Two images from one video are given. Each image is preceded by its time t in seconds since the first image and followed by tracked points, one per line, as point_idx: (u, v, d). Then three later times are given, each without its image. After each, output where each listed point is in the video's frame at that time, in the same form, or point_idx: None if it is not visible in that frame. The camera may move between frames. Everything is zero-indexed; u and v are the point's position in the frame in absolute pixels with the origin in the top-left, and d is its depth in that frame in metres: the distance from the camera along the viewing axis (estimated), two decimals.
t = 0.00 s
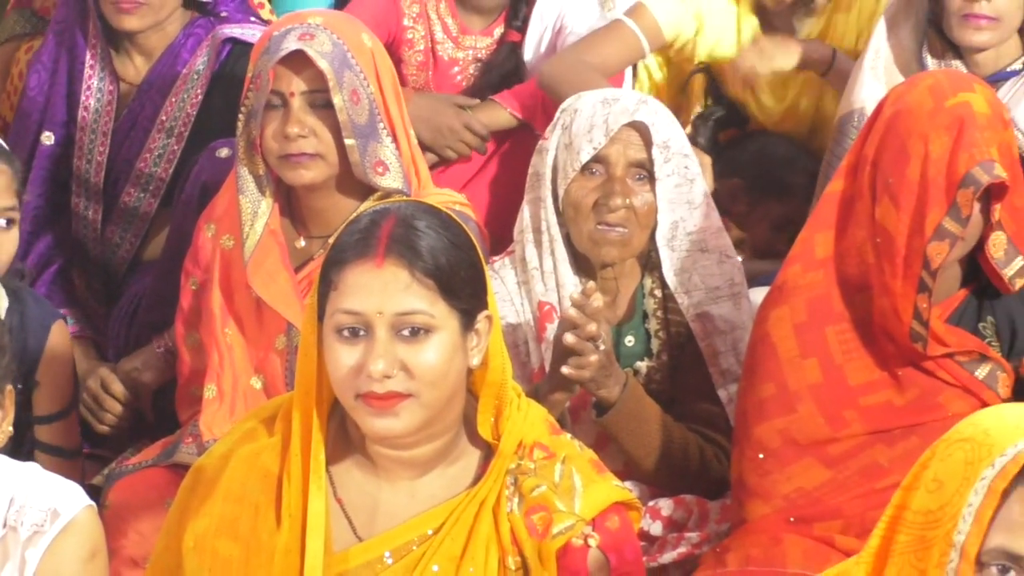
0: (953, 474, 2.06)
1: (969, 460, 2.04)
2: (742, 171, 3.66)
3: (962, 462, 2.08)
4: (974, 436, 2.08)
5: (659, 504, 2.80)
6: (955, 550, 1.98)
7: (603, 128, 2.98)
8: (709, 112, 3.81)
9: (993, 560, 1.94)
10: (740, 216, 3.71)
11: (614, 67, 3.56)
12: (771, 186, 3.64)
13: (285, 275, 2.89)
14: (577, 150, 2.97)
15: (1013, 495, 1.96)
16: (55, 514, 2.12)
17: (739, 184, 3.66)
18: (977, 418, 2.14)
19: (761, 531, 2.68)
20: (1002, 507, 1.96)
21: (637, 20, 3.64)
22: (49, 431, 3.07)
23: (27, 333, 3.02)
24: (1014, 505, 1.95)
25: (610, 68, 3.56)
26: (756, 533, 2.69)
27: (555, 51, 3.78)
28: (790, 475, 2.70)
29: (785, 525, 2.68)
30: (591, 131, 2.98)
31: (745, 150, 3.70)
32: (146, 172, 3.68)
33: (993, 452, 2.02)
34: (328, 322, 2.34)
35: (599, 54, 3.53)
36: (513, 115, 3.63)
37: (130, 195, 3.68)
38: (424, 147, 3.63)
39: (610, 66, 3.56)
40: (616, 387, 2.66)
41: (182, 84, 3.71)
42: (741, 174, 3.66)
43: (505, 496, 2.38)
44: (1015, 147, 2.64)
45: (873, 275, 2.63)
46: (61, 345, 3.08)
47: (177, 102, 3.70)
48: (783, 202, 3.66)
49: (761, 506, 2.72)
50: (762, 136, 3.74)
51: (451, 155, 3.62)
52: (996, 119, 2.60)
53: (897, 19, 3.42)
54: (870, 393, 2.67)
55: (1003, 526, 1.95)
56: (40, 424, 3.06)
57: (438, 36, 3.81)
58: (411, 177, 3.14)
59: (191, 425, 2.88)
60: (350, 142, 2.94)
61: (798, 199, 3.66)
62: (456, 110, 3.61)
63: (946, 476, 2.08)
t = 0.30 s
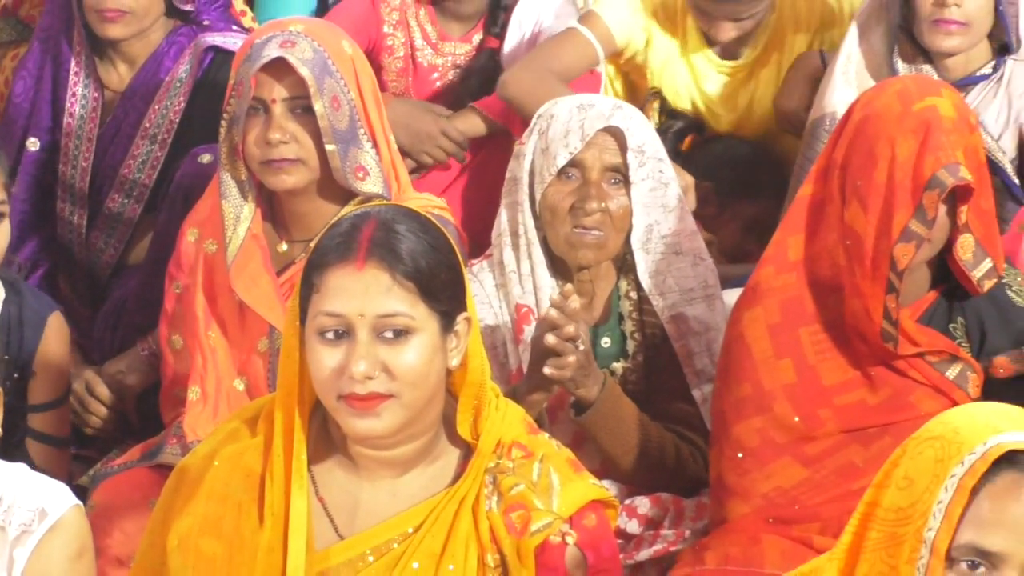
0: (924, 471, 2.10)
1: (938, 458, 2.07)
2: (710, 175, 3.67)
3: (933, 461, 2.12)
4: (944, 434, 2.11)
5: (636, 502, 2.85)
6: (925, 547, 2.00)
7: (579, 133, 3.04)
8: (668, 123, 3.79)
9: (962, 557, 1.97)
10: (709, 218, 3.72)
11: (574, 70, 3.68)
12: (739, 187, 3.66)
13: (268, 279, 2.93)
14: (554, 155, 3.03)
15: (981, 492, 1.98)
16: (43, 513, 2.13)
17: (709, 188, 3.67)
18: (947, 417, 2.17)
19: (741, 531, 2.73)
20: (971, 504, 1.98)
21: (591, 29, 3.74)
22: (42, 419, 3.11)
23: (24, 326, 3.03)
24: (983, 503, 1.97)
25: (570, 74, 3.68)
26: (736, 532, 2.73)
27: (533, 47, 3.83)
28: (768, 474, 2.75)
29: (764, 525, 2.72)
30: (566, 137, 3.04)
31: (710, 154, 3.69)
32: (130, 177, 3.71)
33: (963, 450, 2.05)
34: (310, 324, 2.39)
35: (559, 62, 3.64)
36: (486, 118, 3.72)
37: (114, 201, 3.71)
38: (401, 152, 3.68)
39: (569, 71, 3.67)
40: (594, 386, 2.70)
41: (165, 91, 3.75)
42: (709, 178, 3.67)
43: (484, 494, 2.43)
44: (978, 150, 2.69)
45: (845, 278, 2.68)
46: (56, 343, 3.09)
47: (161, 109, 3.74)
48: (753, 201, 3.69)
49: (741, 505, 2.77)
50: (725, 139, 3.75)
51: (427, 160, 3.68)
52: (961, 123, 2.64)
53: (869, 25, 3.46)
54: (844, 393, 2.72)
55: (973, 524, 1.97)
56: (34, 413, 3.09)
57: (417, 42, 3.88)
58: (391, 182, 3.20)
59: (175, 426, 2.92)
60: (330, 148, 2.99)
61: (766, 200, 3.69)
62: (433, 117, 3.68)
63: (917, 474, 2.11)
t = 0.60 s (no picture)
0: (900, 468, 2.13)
1: (912, 456, 2.11)
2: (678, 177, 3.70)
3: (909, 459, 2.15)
4: (918, 433, 2.14)
5: (614, 501, 2.89)
6: (900, 544, 2.04)
7: (555, 138, 3.08)
8: (637, 129, 3.84)
9: (936, 553, 2.02)
10: (679, 221, 3.74)
11: (541, 76, 3.75)
12: (707, 191, 3.71)
13: (252, 282, 2.97)
14: (530, 160, 3.07)
15: (954, 490, 2.03)
16: (30, 514, 2.13)
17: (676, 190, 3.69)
18: (920, 415, 2.21)
19: (721, 530, 2.73)
20: (945, 501, 2.03)
21: (556, 35, 3.83)
22: (30, 405, 3.13)
23: (13, 313, 3.09)
24: (956, 501, 2.02)
25: (537, 80, 3.75)
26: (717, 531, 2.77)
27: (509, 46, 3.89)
28: (749, 474, 2.79)
29: (744, 525, 2.72)
30: (543, 141, 3.08)
31: (680, 156, 3.74)
32: (117, 182, 3.76)
33: (936, 449, 2.08)
34: (295, 327, 2.42)
35: (528, 70, 3.71)
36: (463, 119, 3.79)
37: (100, 205, 3.75)
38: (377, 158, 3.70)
39: (537, 77, 3.74)
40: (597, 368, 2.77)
41: (151, 97, 3.80)
42: (676, 180, 3.69)
43: (466, 493, 2.46)
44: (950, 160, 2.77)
45: (819, 282, 2.73)
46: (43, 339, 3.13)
47: (147, 116, 3.79)
48: (718, 203, 3.73)
49: (722, 506, 2.80)
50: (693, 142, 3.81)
51: (402, 168, 3.70)
52: (935, 136, 2.70)
53: (843, 28, 3.49)
54: (820, 394, 2.76)
55: (947, 521, 2.02)
56: (22, 399, 3.12)
57: (397, 49, 3.91)
58: (372, 187, 3.23)
59: (160, 426, 2.96)
60: (313, 153, 3.03)
61: (734, 203, 3.75)
62: (410, 124, 3.71)
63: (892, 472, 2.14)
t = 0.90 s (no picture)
0: (872, 471, 2.18)
1: (884, 458, 2.16)
2: (652, 189, 3.78)
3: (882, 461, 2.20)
4: (890, 435, 2.19)
5: (591, 507, 2.94)
6: (873, 545, 2.10)
7: (527, 152, 3.15)
8: (613, 142, 3.90)
9: (909, 554, 2.07)
10: (656, 231, 3.81)
11: (521, 89, 3.78)
12: (680, 199, 3.78)
13: (236, 289, 3.02)
14: (502, 175, 3.15)
15: (926, 492, 2.09)
16: (23, 520, 2.17)
17: (652, 201, 3.78)
18: (893, 419, 2.26)
19: (698, 530, 2.81)
20: (918, 503, 2.09)
21: (533, 48, 3.88)
22: (14, 402, 3.13)
23: None
24: (928, 502, 2.08)
25: (516, 95, 3.77)
26: (694, 531, 2.82)
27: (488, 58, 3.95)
28: (726, 477, 2.83)
29: (719, 525, 2.80)
30: (515, 156, 3.15)
31: (654, 167, 3.82)
32: (105, 193, 3.81)
33: (908, 452, 2.14)
34: (279, 334, 2.46)
35: (504, 90, 3.72)
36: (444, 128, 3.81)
37: (89, 214, 3.80)
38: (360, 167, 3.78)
39: (516, 92, 3.76)
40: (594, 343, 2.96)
41: (138, 109, 3.85)
42: (650, 191, 3.78)
43: (447, 495, 2.51)
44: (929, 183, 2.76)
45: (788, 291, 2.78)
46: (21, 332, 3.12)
47: (134, 127, 3.85)
48: (696, 213, 3.79)
49: (700, 508, 2.84)
50: (669, 152, 3.87)
51: (385, 177, 3.77)
52: (914, 156, 2.71)
53: (817, 40, 3.55)
54: (795, 398, 2.80)
55: (919, 523, 2.08)
56: None
57: (379, 61, 4.00)
58: (354, 196, 3.28)
59: (146, 432, 3.01)
60: (296, 163, 3.08)
61: (711, 209, 3.80)
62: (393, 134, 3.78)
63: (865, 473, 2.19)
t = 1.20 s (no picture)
0: (847, 476, 2.23)
1: (861, 463, 2.21)
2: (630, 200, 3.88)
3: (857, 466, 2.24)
4: (866, 440, 2.24)
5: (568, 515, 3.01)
6: (849, 548, 2.15)
7: (500, 168, 3.20)
8: (592, 154, 3.97)
9: (885, 558, 2.12)
10: (634, 238, 3.90)
11: (509, 100, 3.83)
12: (658, 208, 3.86)
13: (220, 296, 3.07)
14: (477, 191, 3.20)
15: (901, 496, 2.14)
16: (16, 527, 2.21)
17: (629, 211, 3.87)
18: (868, 424, 2.31)
19: (676, 535, 2.87)
20: (893, 506, 2.13)
21: (523, 59, 3.93)
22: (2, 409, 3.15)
23: None
24: (903, 506, 2.13)
25: (504, 105, 3.82)
26: (671, 536, 2.87)
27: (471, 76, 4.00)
28: (704, 482, 2.88)
29: (697, 530, 2.86)
30: (489, 172, 3.20)
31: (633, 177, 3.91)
32: (92, 203, 3.85)
33: (883, 456, 2.19)
34: (264, 341, 2.50)
35: (495, 106, 3.77)
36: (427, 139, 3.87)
37: (75, 225, 3.85)
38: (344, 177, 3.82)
39: (504, 103, 3.81)
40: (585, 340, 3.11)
41: (124, 120, 3.89)
42: (629, 201, 3.87)
43: (430, 500, 2.55)
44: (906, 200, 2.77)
45: (765, 298, 2.82)
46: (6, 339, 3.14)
47: (121, 138, 3.89)
48: (674, 221, 3.88)
49: (678, 512, 2.90)
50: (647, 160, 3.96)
51: (368, 186, 3.82)
52: (888, 177, 2.73)
53: (790, 50, 3.64)
54: (771, 406, 2.84)
55: (894, 526, 2.13)
56: None
57: (361, 72, 4.06)
58: (337, 205, 3.32)
59: (132, 438, 3.05)
60: (279, 172, 3.12)
61: (689, 217, 3.88)
62: (375, 145, 3.83)
63: (840, 478, 2.24)
